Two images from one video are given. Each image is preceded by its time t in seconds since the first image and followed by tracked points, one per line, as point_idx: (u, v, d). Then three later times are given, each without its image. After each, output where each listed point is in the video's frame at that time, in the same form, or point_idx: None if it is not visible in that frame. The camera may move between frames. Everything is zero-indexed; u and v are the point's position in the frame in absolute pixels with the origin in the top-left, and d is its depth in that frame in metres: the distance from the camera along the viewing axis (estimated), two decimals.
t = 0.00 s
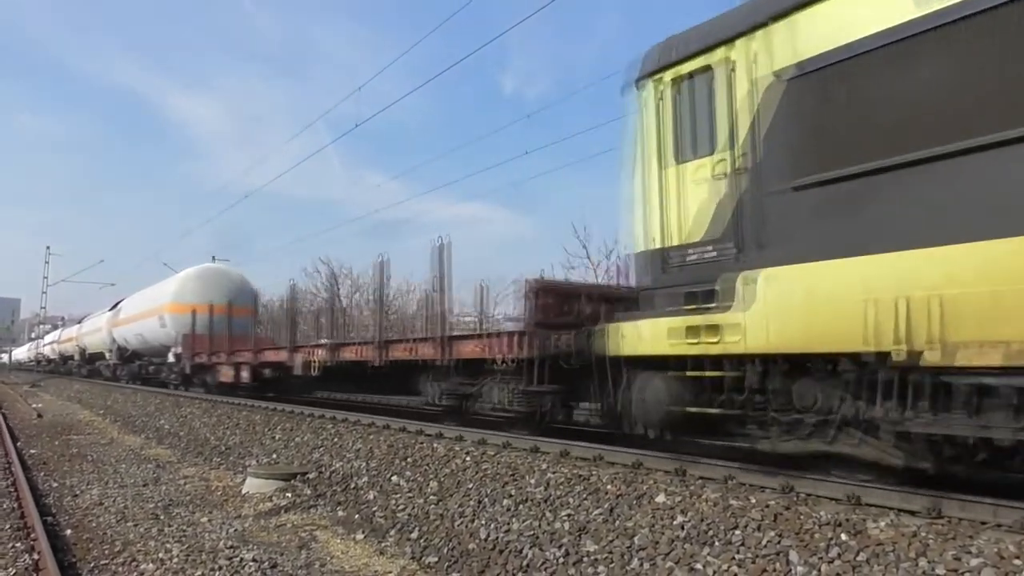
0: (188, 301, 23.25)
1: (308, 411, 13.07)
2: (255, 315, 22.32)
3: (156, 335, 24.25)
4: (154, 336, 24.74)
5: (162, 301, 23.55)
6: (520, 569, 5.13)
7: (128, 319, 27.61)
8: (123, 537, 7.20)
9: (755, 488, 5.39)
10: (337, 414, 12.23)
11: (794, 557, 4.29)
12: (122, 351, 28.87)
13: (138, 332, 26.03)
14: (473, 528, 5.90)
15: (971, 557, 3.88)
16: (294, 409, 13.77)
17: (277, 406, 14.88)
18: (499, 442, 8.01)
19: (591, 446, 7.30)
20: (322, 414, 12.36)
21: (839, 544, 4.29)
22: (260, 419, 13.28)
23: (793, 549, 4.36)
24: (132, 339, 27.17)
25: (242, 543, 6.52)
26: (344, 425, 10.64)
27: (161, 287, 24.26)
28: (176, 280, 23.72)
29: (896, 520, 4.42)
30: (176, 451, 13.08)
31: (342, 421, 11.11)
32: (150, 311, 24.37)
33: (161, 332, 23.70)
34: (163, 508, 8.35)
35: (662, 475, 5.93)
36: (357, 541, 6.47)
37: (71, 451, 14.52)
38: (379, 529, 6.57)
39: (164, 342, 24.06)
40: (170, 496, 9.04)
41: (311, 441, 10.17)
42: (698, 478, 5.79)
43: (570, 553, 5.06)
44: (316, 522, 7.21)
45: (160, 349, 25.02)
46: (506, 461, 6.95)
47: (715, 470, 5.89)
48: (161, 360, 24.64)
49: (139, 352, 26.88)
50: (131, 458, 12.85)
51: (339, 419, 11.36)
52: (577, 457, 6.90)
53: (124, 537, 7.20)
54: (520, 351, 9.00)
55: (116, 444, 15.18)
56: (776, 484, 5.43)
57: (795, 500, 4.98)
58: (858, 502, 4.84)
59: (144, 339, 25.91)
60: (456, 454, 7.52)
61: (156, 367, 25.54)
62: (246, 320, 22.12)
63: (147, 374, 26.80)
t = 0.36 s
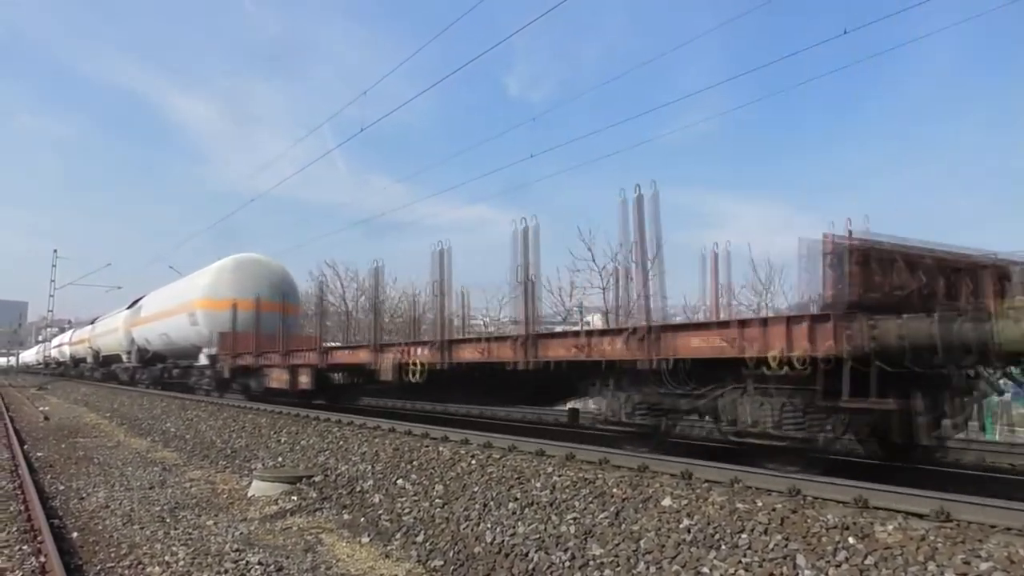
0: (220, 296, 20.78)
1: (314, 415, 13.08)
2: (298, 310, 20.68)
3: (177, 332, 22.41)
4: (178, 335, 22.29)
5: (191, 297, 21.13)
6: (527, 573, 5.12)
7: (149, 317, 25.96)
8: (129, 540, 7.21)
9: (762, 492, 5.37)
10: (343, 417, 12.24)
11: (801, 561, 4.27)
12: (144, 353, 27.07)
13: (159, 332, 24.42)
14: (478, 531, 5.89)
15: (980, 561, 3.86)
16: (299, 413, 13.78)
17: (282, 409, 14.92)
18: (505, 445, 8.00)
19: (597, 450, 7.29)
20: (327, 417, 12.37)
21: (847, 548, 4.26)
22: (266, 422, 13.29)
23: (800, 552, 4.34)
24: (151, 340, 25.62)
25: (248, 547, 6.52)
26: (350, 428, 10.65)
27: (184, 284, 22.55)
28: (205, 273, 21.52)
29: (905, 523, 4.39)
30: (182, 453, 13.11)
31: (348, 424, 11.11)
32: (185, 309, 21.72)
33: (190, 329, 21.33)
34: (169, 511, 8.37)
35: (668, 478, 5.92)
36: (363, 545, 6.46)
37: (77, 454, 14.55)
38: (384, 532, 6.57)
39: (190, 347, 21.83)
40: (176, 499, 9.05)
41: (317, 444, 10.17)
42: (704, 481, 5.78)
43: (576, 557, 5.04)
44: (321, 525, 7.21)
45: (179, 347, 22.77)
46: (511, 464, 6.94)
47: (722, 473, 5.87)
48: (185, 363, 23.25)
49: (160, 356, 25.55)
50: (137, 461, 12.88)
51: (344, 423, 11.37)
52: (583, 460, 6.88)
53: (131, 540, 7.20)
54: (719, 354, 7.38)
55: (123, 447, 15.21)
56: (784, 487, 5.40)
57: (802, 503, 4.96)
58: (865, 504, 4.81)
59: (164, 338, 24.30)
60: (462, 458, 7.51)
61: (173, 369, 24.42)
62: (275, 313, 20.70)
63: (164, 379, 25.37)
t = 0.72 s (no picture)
0: (267, 287, 18.63)
1: (325, 416, 13.14)
2: (356, 303, 18.50)
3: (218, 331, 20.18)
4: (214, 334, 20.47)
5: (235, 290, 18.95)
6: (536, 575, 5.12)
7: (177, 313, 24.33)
8: (141, 540, 7.26)
9: (772, 496, 5.35)
10: (353, 418, 12.29)
11: (811, 566, 4.26)
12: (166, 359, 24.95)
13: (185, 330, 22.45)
14: (488, 533, 5.90)
15: (994, 568, 3.83)
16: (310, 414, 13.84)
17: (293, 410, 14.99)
18: (515, 447, 8.02)
19: (607, 452, 7.28)
20: (337, 419, 12.41)
21: (858, 553, 4.24)
22: (277, 424, 13.34)
23: (811, 557, 4.33)
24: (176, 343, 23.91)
25: (259, 547, 6.55)
26: (360, 429, 10.70)
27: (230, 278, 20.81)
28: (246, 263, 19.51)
29: (917, 529, 4.37)
30: (193, 454, 13.19)
31: (358, 426, 11.15)
32: (220, 301, 19.65)
33: (229, 328, 19.29)
34: (180, 512, 8.42)
35: (678, 481, 5.91)
36: (373, 546, 6.48)
37: (89, 454, 14.66)
38: (394, 534, 6.58)
39: (230, 348, 20.01)
40: (187, 500, 9.10)
41: (328, 446, 10.22)
42: (715, 485, 5.76)
43: (585, 560, 5.04)
44: (331, 526, 7.24)
45: (212, 348, 21.06)
46: (521, 466, 6.94)
47: (732, 477, 5.86)
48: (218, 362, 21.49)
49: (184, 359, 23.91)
50: (149, 461, 12.96)
51: (355, 424, 11.42)
52: (593, 463, 6.88)
53: (142, 540, 7.25)
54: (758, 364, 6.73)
55: (135, 447, 15.30)
56: (794, 491, 5.39)
57: (812, 507, 4.94)
58: (876, 509, 4.79)
59: (191, 335, 22.25)
60: (472, 460, 7.52)
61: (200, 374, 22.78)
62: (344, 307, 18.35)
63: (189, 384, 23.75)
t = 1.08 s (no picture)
0: (341, 274, 15.07)
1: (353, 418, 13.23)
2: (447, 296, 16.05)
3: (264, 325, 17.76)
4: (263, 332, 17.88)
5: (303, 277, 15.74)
6: None
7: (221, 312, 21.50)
8: (173, 541, 7.37)
9: (803, 501, 5.30)
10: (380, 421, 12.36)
11: (843, 571, 4.21)
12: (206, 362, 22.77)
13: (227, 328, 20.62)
14: (516, 537, 5.91)
15: None
16: (338, 416, 13.95)
17: (321, 413, 15.10)
18: (542, 451, 8.02)
19: (635, 456, 7.26)
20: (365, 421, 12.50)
21: (891, 558, 4.20)
22: (305, 426, 13.46)
23: (843, 563, 4.29)
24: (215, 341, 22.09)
25: (288, 549, 6.62)
26: (387, 432, 10.78)
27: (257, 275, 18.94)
28: (314, 250, 16.15)
29: (951, 534, 4.31)
30: (223, 456, 13.35)
31: (386, 428, 11.22)
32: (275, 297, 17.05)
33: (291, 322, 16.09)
34: (210, 513, 8.53)
35: (707, 485, 5.88)
36: (401, 548, 6.53)
37: (121, 456, 14.90)
38: (422, 536, 6.62)
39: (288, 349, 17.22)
40: (218, 501, 9.21)
41: (355, 448, 10.30)
42: (744, 489, 5.73)
43: (614, 564, 5.04)
44: (360, 529, 7.30)
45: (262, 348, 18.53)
46: (548, 470, 6.94)
47: (761, 481, 5.81)
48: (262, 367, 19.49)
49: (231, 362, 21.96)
50: (179, 463, 13.14)
51: (382, 427, 11.50)
52: (620, 467, 6.86)
53: (174, 541, 7.36)
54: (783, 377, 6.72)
55: (165, 449, 15.52)
56: (825, 495, 5.34)
57: (844, 512, 4.89)
58: (909, 515, 4.73)
59: (238, 332, 19.90)
60: (499, 463, 7.54)
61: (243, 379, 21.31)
62: (421, 297, 15.14)
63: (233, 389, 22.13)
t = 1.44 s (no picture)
0: (407, 256, 12.94)
1: (346, 423, 13.21)
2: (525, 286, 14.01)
3: (309, 322, 15.57)
4: (300, 328, 15.99)
5: (360, 260, 13.56)
6: None
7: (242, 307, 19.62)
8: (166, 547, 7.34)
9: (797, 502, 5.34)
10: (374, 426, 12.35)
11: (839, 571, 4.25)
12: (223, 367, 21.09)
13: (252, 326, 18.81)
14: (512, 540, 5.92)
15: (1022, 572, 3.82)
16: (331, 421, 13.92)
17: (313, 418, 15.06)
18: (536, 455, 8.03)
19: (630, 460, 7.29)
20: (358, 427, 12.49)
21: (885, 558, 4.23)
22: (298, 431, 13.44)
23: (838, 562, 4.33)
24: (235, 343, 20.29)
25: (283, 554, 6.61)
26: (382, 437, 10.78)
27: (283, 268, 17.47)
28: (367, 229, 14.00)
29: (943, 534, 4.35)
30: (215, 462, 13.30)
31: (380, 433, 11.21)
32: (328, 282, 14.67)
33: (344, 311, 14.01)
34: (204, 519, 8.51)
35: (702, 488, 5.91)
36: (397, 553, 6.53)
37: (112, 461, 14.83)
38: (418, 540, 6.63)
39: (331, 348, 15.21)
40: (211, 507, 9.19)
41: (349, 453, 10.29)
42: (739, 491, 5.76)
43: (610, 566, 5.06)
44: (355, 533, 7.30)
45: (297, 348, 16.64)
46: (544, 473, 6.96)
47: (756, 484, 5.85)
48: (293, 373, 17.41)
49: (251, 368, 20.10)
50: (171, 469, 13.09)
51: (376, 431, 11.50)
52: (616, 470, 6.88)
53: (168, 547, 7.34)
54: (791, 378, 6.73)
55: (156, 455, 15.44)
56: (819, 497, 5.38)
57: (838, 513, 4.93)
58: (902, 515, 4.77)
59: (264, 328, 18.05)
60: (494, 467, 7.55)
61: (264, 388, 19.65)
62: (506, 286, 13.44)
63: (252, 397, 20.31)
